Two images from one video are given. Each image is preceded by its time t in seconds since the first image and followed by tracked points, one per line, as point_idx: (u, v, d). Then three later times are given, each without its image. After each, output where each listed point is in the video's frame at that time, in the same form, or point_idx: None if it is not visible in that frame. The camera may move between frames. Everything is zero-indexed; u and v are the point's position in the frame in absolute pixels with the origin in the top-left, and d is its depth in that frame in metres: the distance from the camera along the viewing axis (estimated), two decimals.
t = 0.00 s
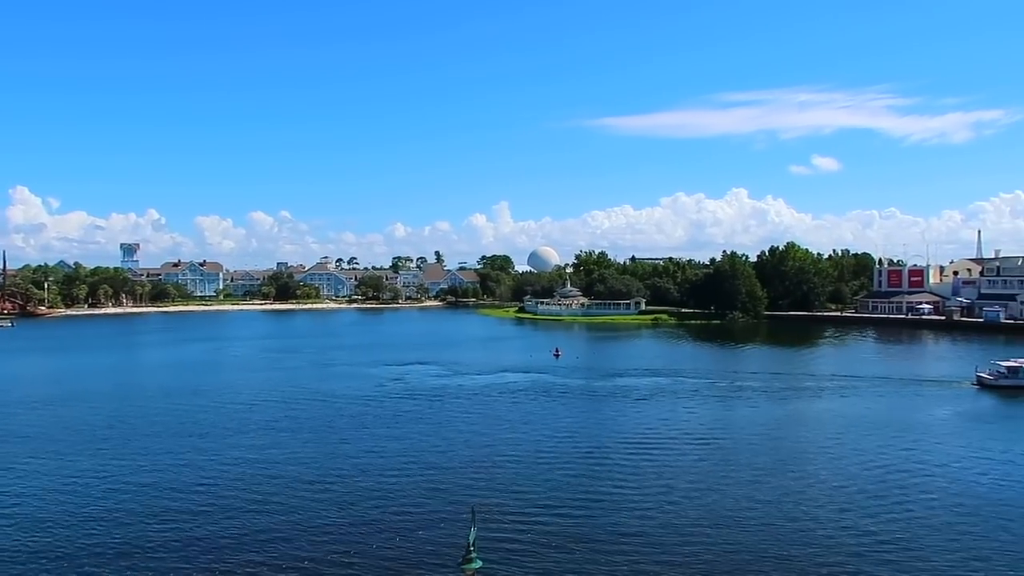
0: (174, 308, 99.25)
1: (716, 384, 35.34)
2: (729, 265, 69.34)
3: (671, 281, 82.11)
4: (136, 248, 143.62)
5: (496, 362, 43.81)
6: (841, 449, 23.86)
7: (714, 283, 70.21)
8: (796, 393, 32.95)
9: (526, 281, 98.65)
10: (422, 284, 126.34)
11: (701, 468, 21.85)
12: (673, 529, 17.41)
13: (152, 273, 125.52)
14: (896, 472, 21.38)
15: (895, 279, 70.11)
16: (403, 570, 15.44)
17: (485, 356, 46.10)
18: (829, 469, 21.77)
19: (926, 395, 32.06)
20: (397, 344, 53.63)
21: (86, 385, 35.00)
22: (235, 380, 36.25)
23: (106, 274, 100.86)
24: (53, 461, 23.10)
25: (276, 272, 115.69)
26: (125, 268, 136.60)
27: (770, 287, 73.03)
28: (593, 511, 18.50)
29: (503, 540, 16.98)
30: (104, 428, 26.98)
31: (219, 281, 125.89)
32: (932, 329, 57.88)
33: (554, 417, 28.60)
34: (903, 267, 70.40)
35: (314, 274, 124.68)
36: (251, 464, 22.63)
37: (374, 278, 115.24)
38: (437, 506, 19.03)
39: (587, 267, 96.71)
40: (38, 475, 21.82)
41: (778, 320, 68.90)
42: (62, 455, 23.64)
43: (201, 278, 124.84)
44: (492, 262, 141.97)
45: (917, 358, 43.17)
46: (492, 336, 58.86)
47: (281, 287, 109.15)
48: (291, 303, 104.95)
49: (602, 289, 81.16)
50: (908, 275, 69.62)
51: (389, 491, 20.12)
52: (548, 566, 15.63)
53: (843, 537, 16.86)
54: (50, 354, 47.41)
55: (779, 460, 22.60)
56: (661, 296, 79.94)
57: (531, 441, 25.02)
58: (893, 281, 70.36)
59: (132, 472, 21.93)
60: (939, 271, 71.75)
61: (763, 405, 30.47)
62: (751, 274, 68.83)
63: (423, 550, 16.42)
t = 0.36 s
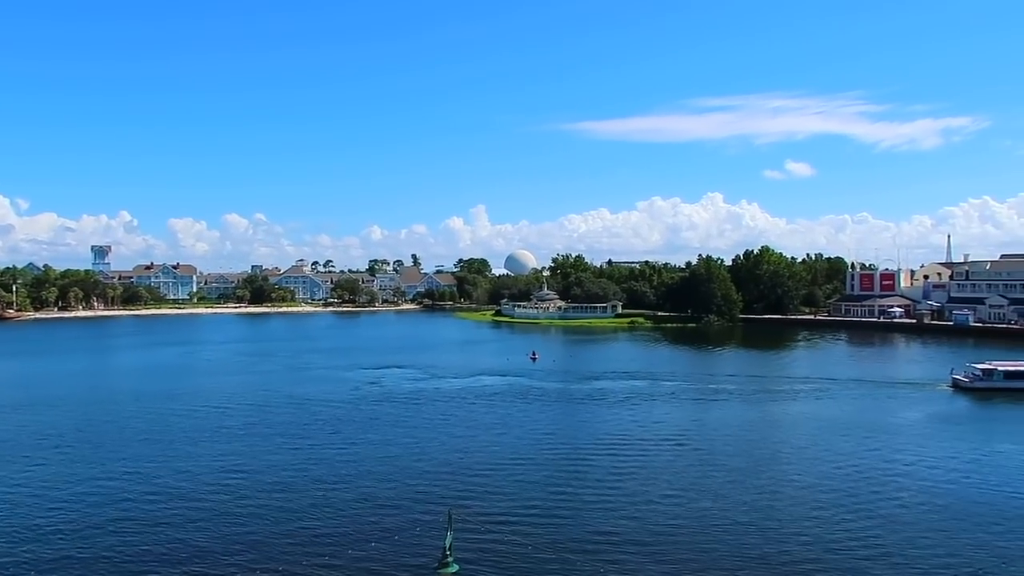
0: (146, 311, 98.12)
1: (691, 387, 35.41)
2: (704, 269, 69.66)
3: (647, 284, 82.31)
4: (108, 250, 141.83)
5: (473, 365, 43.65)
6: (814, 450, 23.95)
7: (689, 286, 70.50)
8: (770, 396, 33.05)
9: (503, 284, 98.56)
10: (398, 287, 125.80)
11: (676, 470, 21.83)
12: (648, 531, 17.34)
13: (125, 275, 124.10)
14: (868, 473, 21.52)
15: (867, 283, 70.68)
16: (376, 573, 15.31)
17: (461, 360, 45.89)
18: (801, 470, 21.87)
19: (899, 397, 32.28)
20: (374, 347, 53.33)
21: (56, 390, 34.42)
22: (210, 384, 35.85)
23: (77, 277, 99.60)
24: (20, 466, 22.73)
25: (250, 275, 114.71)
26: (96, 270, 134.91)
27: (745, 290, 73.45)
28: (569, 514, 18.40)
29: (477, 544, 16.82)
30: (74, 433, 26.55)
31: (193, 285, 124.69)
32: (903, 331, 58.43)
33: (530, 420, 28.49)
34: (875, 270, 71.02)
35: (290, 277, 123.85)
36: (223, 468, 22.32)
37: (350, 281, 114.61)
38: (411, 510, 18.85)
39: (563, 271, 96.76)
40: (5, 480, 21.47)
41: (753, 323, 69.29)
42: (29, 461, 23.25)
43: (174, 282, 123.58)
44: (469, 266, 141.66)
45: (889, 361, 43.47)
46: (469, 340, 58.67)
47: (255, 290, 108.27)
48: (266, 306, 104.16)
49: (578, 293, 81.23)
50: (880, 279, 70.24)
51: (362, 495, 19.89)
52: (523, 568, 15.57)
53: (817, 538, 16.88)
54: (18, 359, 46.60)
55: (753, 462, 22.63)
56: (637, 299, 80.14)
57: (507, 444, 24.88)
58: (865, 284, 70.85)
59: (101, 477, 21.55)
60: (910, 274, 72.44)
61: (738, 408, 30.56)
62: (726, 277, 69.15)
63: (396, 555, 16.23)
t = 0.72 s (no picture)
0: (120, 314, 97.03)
1: (669, 390, 35.42)
2: (682, 273, 69.91)
3: (626, 288, 82.49)
4: (81, 253, 140.21)
5: (451, 369, 43.47)
6: (792, 453, 23.98)
7: (667, 290, 70.74)
8: (748, 399, 33.13)
9: (482, 288, 98.42)
10: (376, 291, 125.28)
11: (654, 473, 21.81)
12: (627, 533, 17.27)
13: (98, 278, 122.65)
14: (844, 474, 21.60)
15: (843, 287, 71.25)
16: None
17: (440, 363, 45.66)
18: (779, 473, 21.90)
19: (875, 400, 32.45)
20: (352, 350, 52.94)
21: (27, 394, 33.87)
22: (184, 388, 35.42)
23: (49, 279, 98.33)
24: None
25: (226, 278, 113.80)
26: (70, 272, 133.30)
27: (722, 294, 73.81)
28: (547, 517, 18.27)
29: (456, 548, 16.66)
30: (44, 438, 26.15)
31: (168, 287, 123.50)
32: (878, 335, 58.93)
33: (509, 424, 28.35)
34: (850, 275, 71.61)
35: (267, 280, 123.00)
36: (197, 473, 22.00)
37: (328, 284, 114.00)
38: (388, 513, 18.66)
39: (542, 274, 96.81)
40: None
41: (731, 327, 69.60)
42: None
43: (148, 284, 122.34)
44: (448, 269, 141.42)
45: (865, 364, 43.72)
46: (447, 343, 58.43)
47: (232, 293, 107.40)
48: (243, 309, 103.34)
49: (557, 296, 81.27)
50: (855, 283, 70.81)
51: (339, 500, 19.68)
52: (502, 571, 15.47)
53: (795, 540, 16.87)
54: None
55: (730, 464, 22.67)
56: (616, 302, 80.28)
57: (485, 448, 24.73)
58: (840, 288, 71.42)
59: (71, 483, 21.17)
60: (884, 278, 73.10)
61: (716, 411, 30.60)
62: (704, 281, 69.43)
63: (372, 559, 16.03)
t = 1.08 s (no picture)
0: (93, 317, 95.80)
1: (647, 393, 35.41)
2: (660, 277, 70.07)
3: (603, 292, 82.53)
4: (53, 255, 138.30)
5: (429, 372, 43.22)
6: (769, 455, 23.93)
7: (645, 294, 70.87)
8: (726, 402, 33.10)
9: (460, 291, 98.07)
10: (354, 294, 124.54)
11: (631, 476, 21.70)
12: (603, 536, 17.14)
13: (71, 281, 121.11)
14: (821, 476, 21.61)
15: (818, 291, 71.69)
16: None
17: (417, 367, 45.35)
18: (756, 475, 21.85)
19: (851, 402, 32.54)
20: (327, 354, 52.47)
21: None
22: (158, 393, 34.89)
23: (21, 281, 96.91)
24: None
25: (202, 282, 112.71)
26: (41, 275, 131.55)
27: (699, 298, 74.04)
28: (523, 520, 18.11)
29: (430, 552, 16.45)
30: (13, 443, 25.63)
31: (142, 290, 122.15)
32: (853, 338, 59.32)
33: (486, 427, 28.15)
34: (825, 279, 72.09)
35: (243, 283, 121.97)
36: (170, 478, 21.64)
37: (305, 287, 113.18)
38: (362, 518, 18.41)
39: (520, 278, 96.69)
40: None
41: (708, 330, 69.79)
42: None
43: (122, 287, 120.93)
44: (426, 273, 140.91)
45: (840, 368, 43.86)
46: (424, 347, 58.06)
47: (207, 296, 106.37)
48: (218, 313, 102.35)
49: (535, 300, 81.13)
50: (830, 286, 71.30)
51: (312, 504, 19.40)
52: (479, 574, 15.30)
53: (772, 542, 16.82)
54: None
55: (707, 467, 22.62)
56: (594, 306, 80.27)
57: (461, 452, 24.53)
58: (815, 292, 71.84)
59: (38, 489, 20.74)
60: (859, 282, 73.65)
61: (693, 414, 30.55)
62: (682, 285, 69.61)
63: (344, 565, 15.76)
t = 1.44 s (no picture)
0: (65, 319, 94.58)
1: (623, 395, 35.56)
2: (637, 279, 70.41)
3: (580, 293, 82.78)
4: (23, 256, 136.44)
5: (406, 374, 43.14)
6: (745, 456, 24.14)
7: (622, 296, 71.18)
8: (702, 403, 33.32)
9: (437, 292, 97.97)
10: (330, 295, 123.96)
11: (607, 478, 21.77)
12: (579, 538, 17.19)
13: (41, 282, 119.46)
14: (795, 477, 21.85)
15: (792, 293, 72.34)
16: None
17: (394, 369, 45.23)
18: (731, 476, 22.03)
19: (824, 403, 32.89)
20: (304, 356, 52.20)
21: None
22: (131, 395, 34.54)
23: None
24: None
25: (176, 283, 111.65)
26: (11, 275, 129.71)
27: (675, 300, 74.47)
28: (499, 522, 18.12)
29: (407, 555, 16.42)
30: None
31: (114, 291, 120.79)
32: (826, 340, 59.89)
33: (463, 430, 28.13)
34: (799, 281, 72.73)
35: (217, 284, 121.02)
36: (144, 482, 21.45)
37: (281, 289, 112.51)
38: (338, 521, 18.33)
39: (498, 279, 96.73)
40: None
41: (684, 332, 70.20)
42: None
43: (93, 288, 119.49)
44: (402, 274, 140.63)
45: (814, 369, 44.31)
46: (401, 349, 57.96)
47: (181, 297, 105.40)
48: (192, 314, 101.48)
49: (513, 301, 81.18)
50: (804, 289, 71.93)
51: (287, 507, 19.29)
52: None
53: (746, 542, 16.96)
54: None
55: (684, 468, 22.77)
56: (571, 308, 80.48)
57: (438, 454, 24.49)
58: (790, 294, 72.49)
59: (9, 493, 20.49)
60: (832, 285, 74.35)
61: (669, 415, 30.73)
62: (658, 287, 69.97)
63: (321, 568, 15.70)
